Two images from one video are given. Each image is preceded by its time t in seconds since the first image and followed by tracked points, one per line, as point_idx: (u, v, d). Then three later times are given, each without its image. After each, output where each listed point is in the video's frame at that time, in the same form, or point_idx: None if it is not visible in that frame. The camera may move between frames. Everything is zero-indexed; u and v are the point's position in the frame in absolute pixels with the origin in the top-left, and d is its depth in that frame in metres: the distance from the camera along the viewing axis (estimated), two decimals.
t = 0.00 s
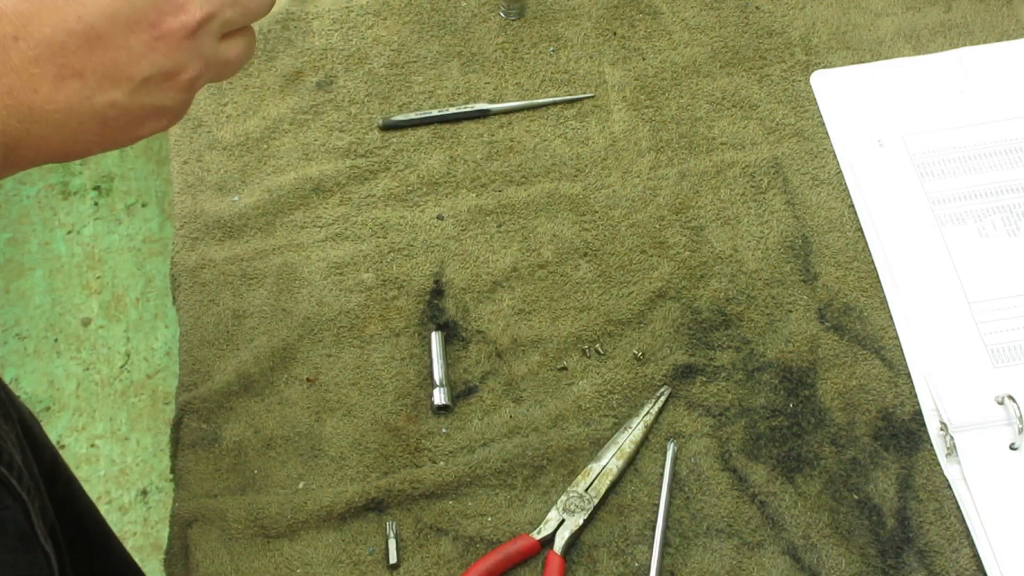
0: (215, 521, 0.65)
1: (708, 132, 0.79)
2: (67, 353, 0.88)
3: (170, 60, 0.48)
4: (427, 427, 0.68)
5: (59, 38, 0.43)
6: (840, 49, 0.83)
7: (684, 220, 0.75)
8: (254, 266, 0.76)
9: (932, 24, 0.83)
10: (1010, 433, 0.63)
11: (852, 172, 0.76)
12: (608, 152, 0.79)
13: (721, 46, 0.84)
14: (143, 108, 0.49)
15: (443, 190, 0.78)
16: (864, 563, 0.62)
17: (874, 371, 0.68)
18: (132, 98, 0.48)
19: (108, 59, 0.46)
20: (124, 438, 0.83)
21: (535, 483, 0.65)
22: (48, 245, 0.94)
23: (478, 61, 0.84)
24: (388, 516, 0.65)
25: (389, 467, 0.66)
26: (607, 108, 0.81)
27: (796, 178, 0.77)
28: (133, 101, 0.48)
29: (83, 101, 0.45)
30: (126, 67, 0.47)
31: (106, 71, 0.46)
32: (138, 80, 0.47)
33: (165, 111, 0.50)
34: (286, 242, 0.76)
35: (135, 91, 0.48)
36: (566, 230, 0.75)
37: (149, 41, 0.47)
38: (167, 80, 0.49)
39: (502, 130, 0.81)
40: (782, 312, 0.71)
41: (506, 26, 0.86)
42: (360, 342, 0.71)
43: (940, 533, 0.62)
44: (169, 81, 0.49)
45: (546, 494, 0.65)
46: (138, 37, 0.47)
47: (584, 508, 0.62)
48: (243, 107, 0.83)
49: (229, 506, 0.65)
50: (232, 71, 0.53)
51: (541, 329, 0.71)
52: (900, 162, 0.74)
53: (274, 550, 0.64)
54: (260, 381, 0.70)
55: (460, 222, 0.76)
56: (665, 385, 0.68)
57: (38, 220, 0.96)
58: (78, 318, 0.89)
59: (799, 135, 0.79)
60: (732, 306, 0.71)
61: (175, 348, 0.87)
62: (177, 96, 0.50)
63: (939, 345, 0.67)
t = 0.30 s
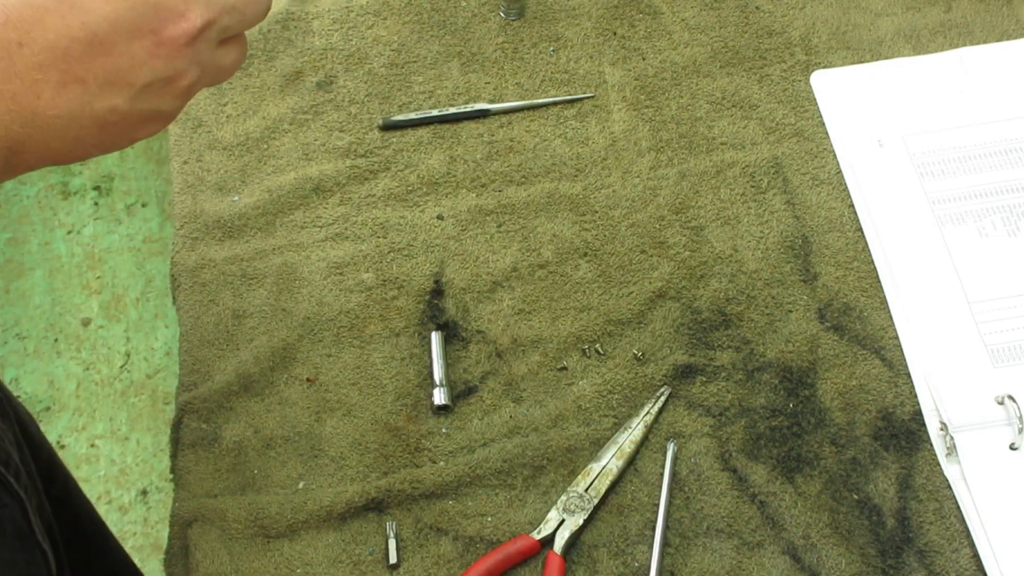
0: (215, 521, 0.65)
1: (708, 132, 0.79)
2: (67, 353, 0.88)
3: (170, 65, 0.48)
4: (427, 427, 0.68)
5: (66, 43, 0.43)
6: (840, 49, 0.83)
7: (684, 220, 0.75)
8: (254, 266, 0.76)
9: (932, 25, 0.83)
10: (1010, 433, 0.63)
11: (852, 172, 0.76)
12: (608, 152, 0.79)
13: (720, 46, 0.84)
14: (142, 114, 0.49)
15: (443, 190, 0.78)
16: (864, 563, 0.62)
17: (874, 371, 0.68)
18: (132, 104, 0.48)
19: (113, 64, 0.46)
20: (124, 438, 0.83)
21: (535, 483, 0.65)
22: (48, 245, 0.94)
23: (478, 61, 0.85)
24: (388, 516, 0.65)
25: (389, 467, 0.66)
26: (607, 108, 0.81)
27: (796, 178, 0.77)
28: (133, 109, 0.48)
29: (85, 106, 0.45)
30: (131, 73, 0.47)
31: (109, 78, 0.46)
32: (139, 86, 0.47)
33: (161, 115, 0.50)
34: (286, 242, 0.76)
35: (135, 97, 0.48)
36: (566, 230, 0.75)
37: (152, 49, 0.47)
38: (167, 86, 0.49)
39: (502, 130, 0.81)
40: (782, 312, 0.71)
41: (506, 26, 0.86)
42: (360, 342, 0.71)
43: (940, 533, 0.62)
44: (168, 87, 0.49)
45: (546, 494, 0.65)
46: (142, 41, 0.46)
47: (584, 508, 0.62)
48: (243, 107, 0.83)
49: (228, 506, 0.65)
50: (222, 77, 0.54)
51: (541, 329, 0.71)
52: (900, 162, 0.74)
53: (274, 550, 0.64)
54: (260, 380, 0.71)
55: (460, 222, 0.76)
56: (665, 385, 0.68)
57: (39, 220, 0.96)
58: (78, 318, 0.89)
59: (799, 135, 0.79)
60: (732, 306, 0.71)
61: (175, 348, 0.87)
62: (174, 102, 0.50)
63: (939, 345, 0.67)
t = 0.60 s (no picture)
0: (215, 521, 0.65)
1: (708, 132, 0.79)
2: (67, 353, 0.88)
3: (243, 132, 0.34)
4: (427, 428, 0.68)
5: (153, 159, 0.32)
6: (841, 49, 0.83)
7: (684, 220, 0.75)
8: (254, 266, 0.76)
9: (932, 24, 0.83)
10: (1010, 433, 0.63)
11: (852, 172, 0.76)
12: (608, 152, 0.79)
13: (721, 46, 0.84)
14: (214, 224, 0.36)
15: (443, 190, 0.78)
16: (864, 563, 0.62)
17: (874, 371, 0.68)
18: (213, 215, 0.35)
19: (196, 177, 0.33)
20: (124, 437, 0.83)
21: (535, 483, 0.65)
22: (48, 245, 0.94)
23: (478, 61, 0.85)
24: (388, 516, 0.65)
25: (389, 467, 0.66)
26: (607, 108, 0.81)
27: (796, 178, 0.77)
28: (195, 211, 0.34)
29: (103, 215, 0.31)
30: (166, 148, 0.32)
31: (196, 190, 0.34)
32: (224, 197, 0.35)
33: (228, 201, 0.36)
34: (286, 242, 0.76)
35: (220, 209, 0.35)
36: (566, 230, 0.75)
37: (205, 214, 0.35)
38: (246, 188, 0.36)
39: (502, 130, 0.81)
40: (782, 312, 0.71)
41: (506, 26, 0.86)
42: (360, 342, 0.71)
43: (940, 533, 0.62)
44: (243, 155, 0.35)
45: (546, 494, 0.65)
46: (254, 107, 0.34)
47: (584, 508, 0.62)
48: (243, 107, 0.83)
49: (228, 506, 0.65)
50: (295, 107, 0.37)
51: (541, 329, 0.71)
52: (900, 162, 0.74)
53: (274, 550, 0.64)
54: (260, 381, 0.71)
55: (460, 222, 0.76)
56: (665, 385, 0.68)
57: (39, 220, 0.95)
58: (79, 318, 0.89)
59: (799, 135, 0.79)
60: (732, 306, 0.71)
61: (175, 348, 0.87)
62: (210, 207, 0.35)
63: (939, 345, 0.67)
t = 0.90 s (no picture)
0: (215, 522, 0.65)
1: (708, 132, 0.79)
2: (67, 353, 0.88)
3: (557, 391, 0.57)
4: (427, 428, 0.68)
5: (459, 398, 0.55)
6: (841, 49, 0.83)
7: (684, 220, 0.75)
8: (254, 266, 0.76)
9: (932, 24, 0.83)
10: (1010, 433, 0.64)
11: (852, 173, 0.76)
12: (608, 152, 0.79)
13: (721, 46, 0.84)
14: (517, 467, 0.55)
15: (443, 190, 0.78)
16: (864, 563, 0.62)
17: (874, 371, 0.68)
18: (535, 456, 0.56)
19: (490, 425, 0.55)
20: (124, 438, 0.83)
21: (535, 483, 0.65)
22: (48, 245, 0.93)
23: (478, 61, 0.84)
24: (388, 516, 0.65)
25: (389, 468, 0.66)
26: (607, 108, 0.81)
27: (796, 178, 0.77)
28: (453, 505, 0.55)
29: (347, 494, 0.47)
30: (462, 394, 0.54)
31: (512, 442, 0.55)
32: (508, 440, 0.55)
33: (545, 452, 0.57)
34: (286, 242, 0.76)
35: (510, 448, 0.55)
36: (566, 230, 0.75)
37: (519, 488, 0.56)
38: (530, 447, 0.56)
39: (502, 131, 0.81)
40: (782, 312, 0.71)
41: (506, 26, 0.86)
42: (360, 343, 0.71)
43: (940, 533, 0.62)
44: (534, 446, 0.56)
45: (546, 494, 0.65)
46: (519, 410, 0.55)
47: (584, 508, 0.62)
48: (243, 107, 0.83)
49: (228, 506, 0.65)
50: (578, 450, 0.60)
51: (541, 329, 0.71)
52: (900, 163, 0.74)
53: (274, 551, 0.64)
54: (260, 381, 0.71)
55: (460, 222, 0.76)
56: (665, 385, 0.68)
57: (38, 220, 0.95)
58: (79, 318, 0.89)
59: (799, 135, 0.79)
60: (732, 306, 0.71)
61: (175, 348, 0.87)
62: (530, 459, 0.56)
63: (939, 345, 0.67)
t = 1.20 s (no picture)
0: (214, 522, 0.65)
1: (708, 132, 0.79)
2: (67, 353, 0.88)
3: (590, 327, 0.61)
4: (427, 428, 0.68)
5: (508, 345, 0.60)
6: (841, 49, 0.83)
7: (684, 220, 0.75)
8: (254, 266, 0.76)
9: (931, 24, 0.83)
10: (1010, 433, 0.64)
11: (852, 172, 0.76)
12: (608, 152, 0.79)
13: (720, 46, 0.84)
14: (564, 405, 0.59)
15: (443, 190, 0.78)
16: (864, 563, 0.62)
17: (874, 371, 0.68)
18: (581, 395, 0.59)
19: (532, 366, 0.59)
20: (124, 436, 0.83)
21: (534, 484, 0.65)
22: (48, 245, 0.93)
23: (478, 61, 0.84)
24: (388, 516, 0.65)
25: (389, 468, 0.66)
26: (606, 108, 0.81)
27: (796, 178, 0.77)
28: (516, 450, 0.59)
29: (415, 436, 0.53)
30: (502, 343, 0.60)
31: (553, 380, 0.59)
32: (551, 377, 0.59)
33: (592, 392, 0.59)
34: (286, 242, 0.76)
35: (554, 387, 0.59)
36: (566, 230, 0.75)
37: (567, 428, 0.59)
38: (575, 383, 0.59)
39: (502, 131, 0.81)
40: (782, 312, 0.71)
41: (506, 26, 0.86)
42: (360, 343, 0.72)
43: (940, 533, 0.62)
44: (576, 382, 0.59)
45: (546, 494, 0.65)
46: (559, 350, 0.60)
47: (584, 508, 0.62)
48: (243, 107, 0.83)
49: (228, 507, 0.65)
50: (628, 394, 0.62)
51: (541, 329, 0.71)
52: (900, 163, 0.74)
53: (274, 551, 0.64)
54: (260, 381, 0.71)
55: (460, 222, 0.76)
56: (665, 385, 0.68)
57: (38, 220, 0.95)
58: (79, 318, 0.89)
59: (799, 135, 0.79)
60: (732, 306, 0.71)
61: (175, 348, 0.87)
62: (580, 400, 0.59)
63: (939, 345, 0.67)
